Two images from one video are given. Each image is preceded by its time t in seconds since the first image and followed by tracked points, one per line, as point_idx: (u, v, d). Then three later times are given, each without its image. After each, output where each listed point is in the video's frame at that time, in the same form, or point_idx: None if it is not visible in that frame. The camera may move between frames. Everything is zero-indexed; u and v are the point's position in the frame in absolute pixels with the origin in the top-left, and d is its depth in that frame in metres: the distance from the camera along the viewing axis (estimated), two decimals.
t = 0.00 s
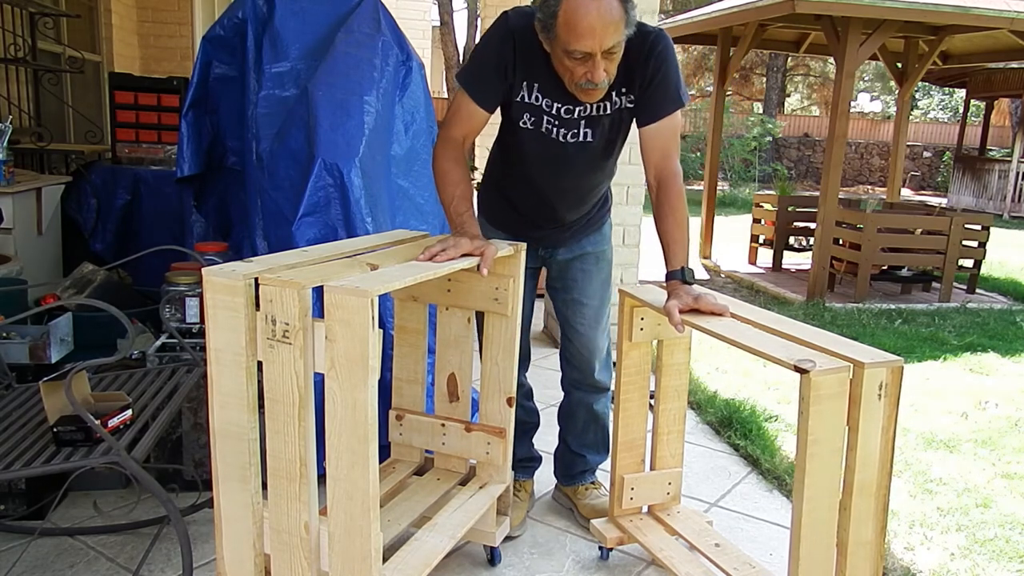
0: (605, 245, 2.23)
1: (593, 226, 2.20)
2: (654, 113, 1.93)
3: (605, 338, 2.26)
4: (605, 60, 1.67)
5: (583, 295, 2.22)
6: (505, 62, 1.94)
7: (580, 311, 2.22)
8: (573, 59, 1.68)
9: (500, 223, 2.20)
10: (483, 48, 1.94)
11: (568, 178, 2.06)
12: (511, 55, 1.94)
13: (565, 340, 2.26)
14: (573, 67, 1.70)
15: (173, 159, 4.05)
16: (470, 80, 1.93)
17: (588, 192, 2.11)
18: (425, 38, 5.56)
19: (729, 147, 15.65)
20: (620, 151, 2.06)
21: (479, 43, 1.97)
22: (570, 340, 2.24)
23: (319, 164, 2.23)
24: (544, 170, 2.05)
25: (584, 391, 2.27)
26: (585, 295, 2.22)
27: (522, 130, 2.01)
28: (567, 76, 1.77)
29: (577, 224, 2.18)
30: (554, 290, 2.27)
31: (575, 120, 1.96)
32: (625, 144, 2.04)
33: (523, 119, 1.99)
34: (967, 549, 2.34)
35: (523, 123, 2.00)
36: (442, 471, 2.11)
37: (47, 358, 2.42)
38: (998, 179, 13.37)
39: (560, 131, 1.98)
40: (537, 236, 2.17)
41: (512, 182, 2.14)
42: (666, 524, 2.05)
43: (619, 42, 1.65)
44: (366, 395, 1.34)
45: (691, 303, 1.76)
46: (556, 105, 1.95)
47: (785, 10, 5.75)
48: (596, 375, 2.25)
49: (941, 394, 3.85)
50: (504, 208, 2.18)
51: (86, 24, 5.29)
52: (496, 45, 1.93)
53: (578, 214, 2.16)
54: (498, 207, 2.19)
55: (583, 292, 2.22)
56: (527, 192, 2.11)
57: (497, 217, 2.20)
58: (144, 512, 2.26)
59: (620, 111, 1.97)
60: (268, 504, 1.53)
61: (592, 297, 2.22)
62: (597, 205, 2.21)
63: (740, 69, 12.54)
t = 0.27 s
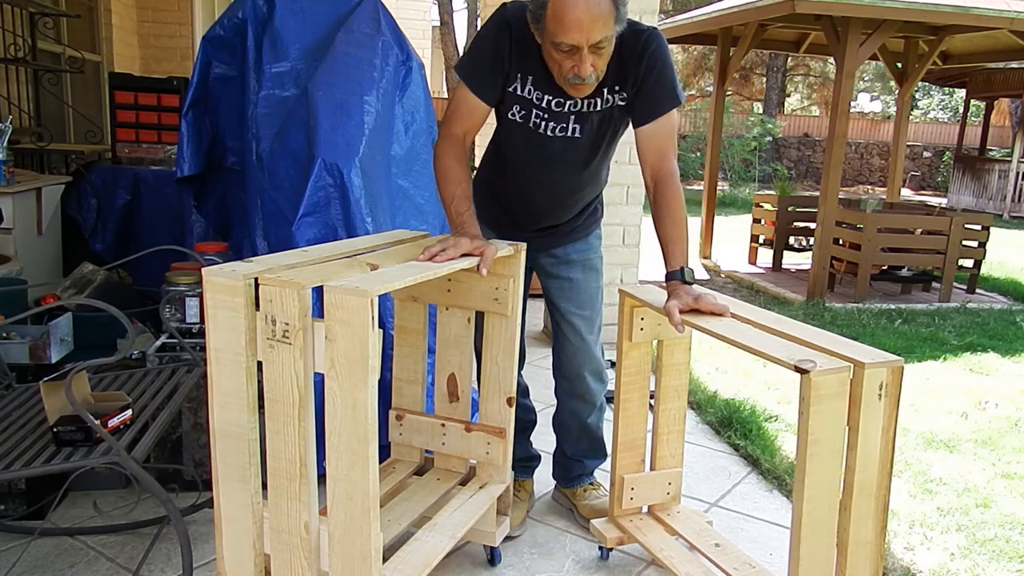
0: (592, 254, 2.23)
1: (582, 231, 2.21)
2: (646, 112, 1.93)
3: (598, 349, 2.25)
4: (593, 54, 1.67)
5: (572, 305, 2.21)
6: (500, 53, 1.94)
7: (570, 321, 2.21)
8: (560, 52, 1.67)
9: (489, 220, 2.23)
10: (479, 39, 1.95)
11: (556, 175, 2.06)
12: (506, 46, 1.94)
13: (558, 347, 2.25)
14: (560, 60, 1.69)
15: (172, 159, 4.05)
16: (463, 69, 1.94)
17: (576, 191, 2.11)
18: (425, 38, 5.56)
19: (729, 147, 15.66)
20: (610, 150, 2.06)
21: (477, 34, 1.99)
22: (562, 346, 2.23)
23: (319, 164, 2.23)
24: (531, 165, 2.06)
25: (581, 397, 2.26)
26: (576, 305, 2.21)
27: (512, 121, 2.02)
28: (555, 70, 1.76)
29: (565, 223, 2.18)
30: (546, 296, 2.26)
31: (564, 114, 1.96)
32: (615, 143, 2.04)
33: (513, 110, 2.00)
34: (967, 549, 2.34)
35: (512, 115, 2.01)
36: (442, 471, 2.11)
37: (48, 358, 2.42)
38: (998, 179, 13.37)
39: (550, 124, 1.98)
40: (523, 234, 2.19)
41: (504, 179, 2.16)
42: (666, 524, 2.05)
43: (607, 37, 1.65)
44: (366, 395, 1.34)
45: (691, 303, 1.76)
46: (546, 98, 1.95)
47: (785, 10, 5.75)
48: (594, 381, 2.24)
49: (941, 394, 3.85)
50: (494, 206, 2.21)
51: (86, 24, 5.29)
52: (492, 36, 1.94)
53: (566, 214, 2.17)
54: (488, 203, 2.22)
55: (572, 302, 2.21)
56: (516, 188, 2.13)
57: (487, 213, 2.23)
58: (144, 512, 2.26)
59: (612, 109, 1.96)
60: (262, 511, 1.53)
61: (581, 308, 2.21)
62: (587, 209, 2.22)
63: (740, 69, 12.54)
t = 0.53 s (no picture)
0: (593, 254, 2.23)
1: (582, 231, 2.21)
2: (646, 111, 1.93)
3: (600, 350, 2.25)
4: (569, 47, 1.68)
5: (573, 306, 2.21)
6: (500, 50, 1.95)
7: (571, 321, 2.21)
8: (542, 38, 1.70)
9: (488, 220, 2.23)
10: (480, 36, 1.95)
11: (556, 174, 2.06)
12: (506, 43, 1.95)
13: (559, 348, 2.25)
14: (542, 45, 1.72)
15: (172, 159, 4.05)
16: (462, 65, 1.95)
17: (576, 191, 2.11)
18: (425, 38, 5.56)
19: (729, 147, 15.66)
20: (611, 150, 2.05)
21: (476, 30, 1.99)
22: (561, 347, 2.24)
23: (319, 164, 2.23)
24: (531, 164, 2.06)
25: (579, 400, 2.25)
26: (577, 306, 2.21)
27: (512, 119, 2.02)
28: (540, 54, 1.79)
29: (565, 224, 2.18)
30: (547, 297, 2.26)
31: (565, 112, 1.96)
32: (616, 144, 2.03)
33: (513, 108, 2.00)
34: (967, 549, 2.34)
35: (512, 112, 2.01)
36: (442, 471, 2.11)
37: (47, 358, 2.42)
38: (998, 179, 13.37)
39: (550, 123, 1.98)
40: (522, 234, 2.19)
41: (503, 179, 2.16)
42: (666, 525, 2.05)
43: (589, 33, 1.66)
44: (366, 396, 1.34)
45: (691, 303, 1.76)
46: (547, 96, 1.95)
47: (785, 10, 5.75)
48: (592, 384, 2.23)
49: (941, 394, 3.85)
50: (493, 206, 2.21)
51: (86, 24, 5.29)
52: (492, 33, 1.94)
53: (566, 214, 2.16)
54: (487, 204, 2.22)
55: (573, 302, 2.21)
56: (515, 188, 2.13)
57: (486, 213, 2.23)
58: (144, 512, 2.26)
59: (613, 108, 1.96)
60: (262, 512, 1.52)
61: (582, 308, 2.21)
62: (588, 210, 2.22)
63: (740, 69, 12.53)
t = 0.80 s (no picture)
0: (593, 255, 2.23)
1: (582, 233, 2.21)
2: (648, 110, 1.94)
3: (599, 351, 2.25)
4: (566, 42, 1.69)
5: (571, 307, 2.21)
6: (501, 48, 1.94)
7: (570, 321, 2.21)
8: (541, 30, 1.71)
9: (487, 220, 2.23)
10: (481, 34, 1.95)
11: (556, 175, 2.06)
12: (508, 41, 1.94)
13: (559, 349, 2.25)
14: (541, 38, 1.73)
15: (172, 159, 4.05)
16: (463, 63, 1.95)
17: (577, 191, 2.11)
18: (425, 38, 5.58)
19: (729, 147, 15.67)
20: (611, 150, 2.05)
21: (477, 30, 1.98)
22: (560, 348, 2.24)
23: (319, 164, 2.24)
24: (531, 164, 2.06)
25: (578, 402, 2.25)
26: (576, 307, 2.21)
27: (513, 118, 2.01)
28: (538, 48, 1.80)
29: (564, 224, 2.18)
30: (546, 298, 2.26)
31: (567, 112, 1.95)
32: (618, 143, 2.03)
33: (514, 107, 2.00)
34: (967, 549, 2.34)
35: (513, 111, 2.01)
36: (442, 471, 2.11)
37: (47, 358, 2.42)
38: (998, 179, 13.36)
39: (553, 123, 1.98)
40: (521, 235, 2.20)
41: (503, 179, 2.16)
42: (666, 525, 2.05)
43: (588, 28, 1.66)
44: (366, 396, 1.34)
45: (692, 303, 1.77)
46: (549, 95, 1.94)
47: (785, 10, 5.75)
48: (590, 386, 2.23)
49: (941, 394, 3.85)
50: (493, 206, 2.21)
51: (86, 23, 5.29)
52: (494, 31, 1.94)
53: (566, 215, 2.16)
54: (486, 204, 2.22)
55: (571, 303, 2.21)
56: (514, 188, 2.14)
57: (485, 213, 2.23)
58: (145, 511, 2.26)
59: (615, 108, 1.95)
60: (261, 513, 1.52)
61: (582, 309, 2.21)
62: (588, 210, 2.22)
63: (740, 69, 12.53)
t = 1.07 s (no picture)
0: (593, 256, 2.24)
1: (582, 233, 2.22)
2: (648, 111, 1.95)
3: (599, 351, 2.25)
4: (566, 39, 1.70)
5: (569, 308, 2.21)
6: (502, 48, 1.95)
7: (570, 322, 2.21)
8: (541, 27, 1.73)
9: (486, 221, 2.24)
10: (482, 33, 1.95)
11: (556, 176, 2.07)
12: (508, 41, 1.95)
13: (558, 350, 2.26)
14: (541, 35, 1.74)
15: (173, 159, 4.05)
16: (464, 62, 1.95)
17: (577, 192, 2.11)
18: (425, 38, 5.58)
19: (728, 147, 15.68)
20: (612, 150, 2.06)
21: (478, 31, 1.98)
22: (559, 348, 2.25)
23: (319, 164, 2.25)
24: (531, 165, 2.06)
25: (576, 403, 2.26)
26: (575, 308, 2.22)
27: (513, 118, 2.02)
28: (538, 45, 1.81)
29: (563, 225, 2.19)
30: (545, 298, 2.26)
31: (568, 113, 1.96)
32: (619, 143, 2.04)
33: (514, 106, 2.00)
34: (966, 549, 2.35)
35: (514, 111, 2.01)
36: (442, 471, 2.12)
37: (48, 359, 2.42)
38: (997, 179, 13.37)
39: (553, 123, 1.98)
40: (520, 236, 2.20)
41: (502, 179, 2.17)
42: (666, 525, 2.06)
43: (588, 25, 1.68)
44: (366, 396, 1.35)
45: (692, 304, 1.77)
46: (550, 95, 1.95)
47: (784, 11, 5.76)
48: (589, 387, 2.24)
49: (940, 393, 3.86)
50: (492, 207, 2.22)
51: (87, 24, 5.30)
52: (494, 30, 1.95)
53: (565, 215, 2.17)
54: (486, 204, 2.22)
55: (568, 304, 2.22)
56: (514, 189, 2.14)
57: (484, 213, 2.24)
58: (145, 511, 2.26)
59: (615, 108, 1.96)
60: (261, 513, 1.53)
61: (581, 309, 2.22)
62: (588, 211, 2.22)
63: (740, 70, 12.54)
